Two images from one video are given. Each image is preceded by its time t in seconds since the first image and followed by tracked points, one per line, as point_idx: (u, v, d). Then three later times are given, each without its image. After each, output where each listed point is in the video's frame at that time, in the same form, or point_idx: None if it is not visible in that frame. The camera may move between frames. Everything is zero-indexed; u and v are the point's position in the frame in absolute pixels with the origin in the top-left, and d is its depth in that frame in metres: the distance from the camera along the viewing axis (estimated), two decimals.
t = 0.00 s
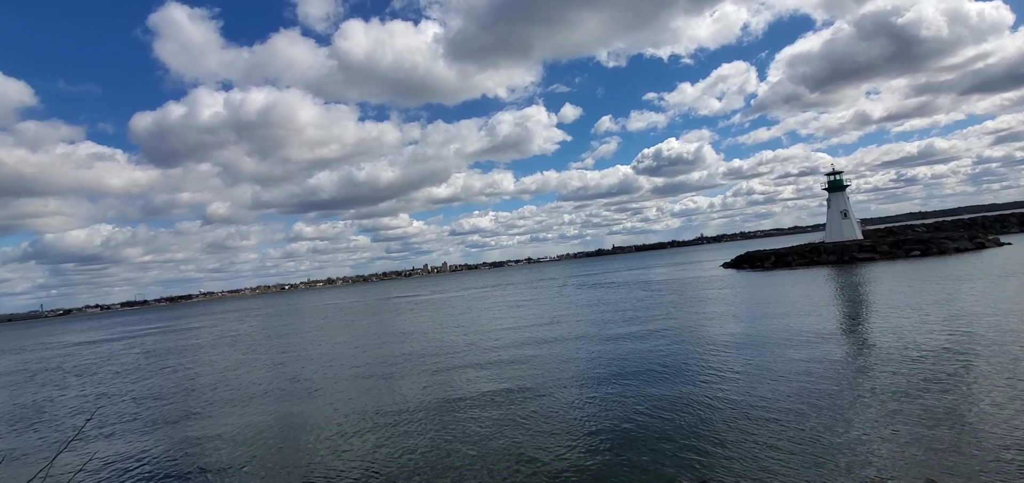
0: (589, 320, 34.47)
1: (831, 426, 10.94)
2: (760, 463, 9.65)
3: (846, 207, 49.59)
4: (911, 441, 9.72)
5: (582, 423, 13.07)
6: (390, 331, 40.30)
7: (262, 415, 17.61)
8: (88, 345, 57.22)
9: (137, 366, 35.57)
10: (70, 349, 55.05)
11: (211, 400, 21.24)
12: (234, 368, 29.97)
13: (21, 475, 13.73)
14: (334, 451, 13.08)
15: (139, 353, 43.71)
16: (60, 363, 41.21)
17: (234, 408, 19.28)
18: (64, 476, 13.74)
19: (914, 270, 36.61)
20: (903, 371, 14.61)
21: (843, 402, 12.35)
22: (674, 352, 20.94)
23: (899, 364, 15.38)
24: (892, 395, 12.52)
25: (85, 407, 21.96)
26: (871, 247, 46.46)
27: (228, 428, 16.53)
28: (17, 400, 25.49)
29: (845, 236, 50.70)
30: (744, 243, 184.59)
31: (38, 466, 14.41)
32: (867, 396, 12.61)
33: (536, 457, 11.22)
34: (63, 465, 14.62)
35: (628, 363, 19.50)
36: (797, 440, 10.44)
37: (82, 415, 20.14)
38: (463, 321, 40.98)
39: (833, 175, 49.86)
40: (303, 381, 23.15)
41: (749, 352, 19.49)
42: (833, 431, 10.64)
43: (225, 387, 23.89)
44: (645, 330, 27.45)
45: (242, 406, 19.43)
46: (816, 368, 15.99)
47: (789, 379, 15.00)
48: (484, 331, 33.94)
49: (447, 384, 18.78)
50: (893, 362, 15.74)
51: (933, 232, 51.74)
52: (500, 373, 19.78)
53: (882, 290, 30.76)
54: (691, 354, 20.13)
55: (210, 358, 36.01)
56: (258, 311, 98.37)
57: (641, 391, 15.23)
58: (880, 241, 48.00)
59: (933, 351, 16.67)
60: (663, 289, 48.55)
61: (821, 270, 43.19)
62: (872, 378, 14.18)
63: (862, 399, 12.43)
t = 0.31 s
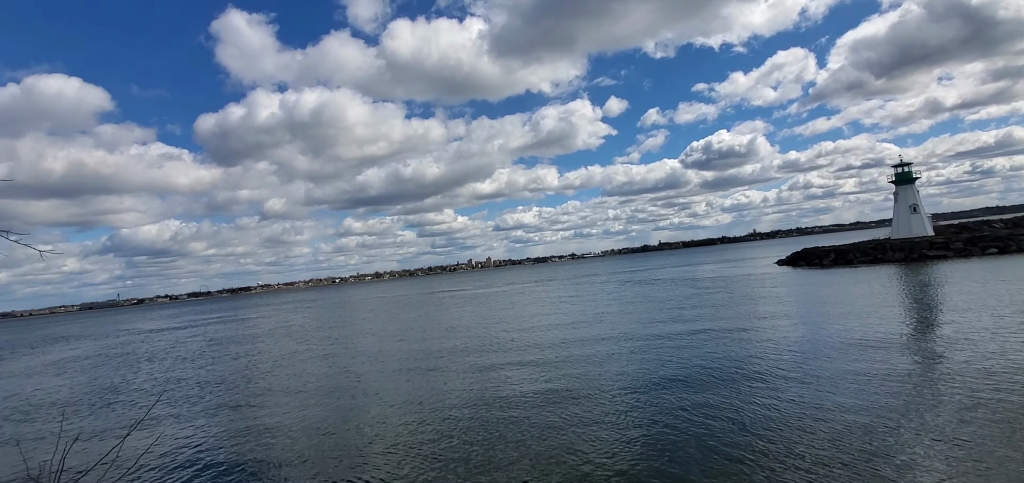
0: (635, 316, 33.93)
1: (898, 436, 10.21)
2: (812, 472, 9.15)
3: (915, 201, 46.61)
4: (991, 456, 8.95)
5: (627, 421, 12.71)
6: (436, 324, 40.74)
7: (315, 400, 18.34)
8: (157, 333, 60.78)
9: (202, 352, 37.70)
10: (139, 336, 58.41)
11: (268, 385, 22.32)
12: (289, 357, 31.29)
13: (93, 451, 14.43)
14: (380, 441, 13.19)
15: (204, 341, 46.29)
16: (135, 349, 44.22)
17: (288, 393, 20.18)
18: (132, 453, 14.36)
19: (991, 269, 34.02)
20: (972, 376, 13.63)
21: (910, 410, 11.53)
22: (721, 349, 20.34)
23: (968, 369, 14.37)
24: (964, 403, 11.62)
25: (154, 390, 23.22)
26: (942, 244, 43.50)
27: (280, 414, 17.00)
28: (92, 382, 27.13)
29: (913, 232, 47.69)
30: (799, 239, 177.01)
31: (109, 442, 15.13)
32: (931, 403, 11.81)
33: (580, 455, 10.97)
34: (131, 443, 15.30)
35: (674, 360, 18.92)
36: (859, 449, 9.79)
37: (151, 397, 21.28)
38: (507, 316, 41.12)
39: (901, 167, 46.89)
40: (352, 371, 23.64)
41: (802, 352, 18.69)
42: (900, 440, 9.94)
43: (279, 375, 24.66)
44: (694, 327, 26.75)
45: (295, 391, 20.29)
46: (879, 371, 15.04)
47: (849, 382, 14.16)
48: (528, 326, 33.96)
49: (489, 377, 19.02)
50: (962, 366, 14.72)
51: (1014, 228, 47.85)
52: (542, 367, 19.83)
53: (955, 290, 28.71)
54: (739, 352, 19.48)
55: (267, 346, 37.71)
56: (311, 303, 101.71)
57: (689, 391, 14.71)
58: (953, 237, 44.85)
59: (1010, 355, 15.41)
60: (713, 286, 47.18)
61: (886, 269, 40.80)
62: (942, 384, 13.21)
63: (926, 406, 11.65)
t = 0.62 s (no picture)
0: (672, 314, 33.36)
1: (954, 448, 9.66)
2: None
3: (973, 196, 44.22)
4: None
5: (663, 422, 12.50)
6: (470, 320, 40.97)
7: (352, 393, 18.69)
8: (204, 325, 63.15)
9: (246, 344, 38.99)
10: (188, 328, 60.79)
11: (308, 376, 22.89)
12: (328, 350, 32.04)
13: (145, 436, 14.98)
14: (415, 434, 13.31)
15: (247, 333, 47.85)
16: (183, 340, 46.09)
17: (326, 385, 20.63)
18: (180, 439, 14.86)
19: None
20: None
21: (964, 418, 10.98)
22: (762, 350, 19.74)
23: None
24: None
25: (202, 379, 24.14)
26: (1002, 242, 41.15)
27: (319, 405, 17.38)
28: (145, 371, 28.36)
29: (970, 229, 45.30)
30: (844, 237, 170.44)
31: (159, 428, 15.68)
32: (991, 413, 11.14)
33: (614, 455, 10.83)
34: (179, 429, 15.83)
35: (710, 360, 18.55)
36: (911, 460, 9.35)
37: (198, 386, 22.13)
38: (541, 313, 41.07)
39: (957, 160, 44.54)
40: (388, 365, 24.02)
41: (849, 354, 17.95)
42: (957, 453, 9.39)
43: (319, 367, 25.24)
44: (733, 326, 26.08)
45: (333, 384, 20.72)
46: (929, 375, 14.37)
47: (896, 386, 13.57)
48: (563, 323, 33.83)
49: (523, 374, 18.98)
50: None
51: None
52: (576, 365, 19.67)
53: (1018, 290, 27.11)
54: (782, 353, 18.83)
55: (308, 340, 38.73)
56: (349, 298, 103.86)
57: (725, 392, 14.38)
58: (1015, 234, 42.36)
59: None
60: (753, 284, 45.94)
61: (940, 268, 38.90)
62: (999, 390, 12.52)
63: (985, 416, 11.00)
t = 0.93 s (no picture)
0: (696, 315, 32.95)
1: (983, 458, 9.41)
2: None
3: (1013, 195, 42.63)
4: None
5: (684, 425, 12.36)
6: (492, 319, 41.10)
7: (375, 389, 18.99)
8: (233, 322, 64.67)
9: (273, 340, 39.83)
10: (217, 324, 62.30)
11: (333, 372, 23.33)
12: (352, 347, 32.52)
13: (174, 429, 15.35)
14: (434, 431, 13.43)
15: (274, 330, 48.84)
16: (213, 336, 47.28)
17: (350, 381, 20.98)
18: (207, 432, 15.19)
19: None
20: None
21: (999, 427, 10.64)
22: (788, 353, 19.37)
23: None
24: None
25: (231, 373, 24.80)
26: None
27: (341, 401, 17.65)
28: (177, 366, 29.21)
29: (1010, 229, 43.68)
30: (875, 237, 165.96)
31: (188, 422, 16.07)
32: None
33: (633, 458, 10.77)
34: (207, 423, 16.20)
35: (732, 362, 18.36)
36: (942, 472, 9.06)
37: (227, 380, 22.74)
38: (564, 312, 41.02)
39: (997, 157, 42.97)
40: (410, 362, 24.30)
41: (879, 358, 17.50)
42: (986, 464, 9.15)
43: (342, 364, 25.63)
44: (759, 328, 25.66)
45: (357, 380, 21.07)
46: (960, 380, 13.97)
47: (925, 391, 13.25)
48: (585, 323, 33.75)
49: (543, 373, 19.00)
50: None
51: None
52: (597, 365, 19.63)
53: None
54: (808, 357, 18.46)
55: (333, 336, 39.39)
56: (372, 297, 105.16)
57: (747, 395, 14.23)
58: None
59: None
60: (780, 285, 45.09)
61: (977, 269, 37.62)
62: None
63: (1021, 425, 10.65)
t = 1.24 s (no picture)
0: (710, 314, 32.75)
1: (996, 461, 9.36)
2: None
3: None
4: None
5: (695, 426, 12.30)
6: (504, 318, 41.16)
7: (388, 385, 19.19)
8: (248, 318, 65.47)
9: (288, 336, 40.31)
10: (234, 320, 63.25)
11: (346, 368, 23.57)
12: (366, 343, 32.85)
13: (190, 422, 15.60)
14: (445, 429, 13.50)
15: (289, 326, 49.42)
16: (229, 331, 47.95)
17: (363, 377, 21.17)
18: (223, 425, 15.41)
19: None
20: None
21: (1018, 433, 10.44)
22: (803, 354, 19.23)
23: None
24: None
25: (248, 368, 25.22)
26: None
27: (353, 396, 17.82)
28: (194, 360, 29.69)
29: None
30: (894, 238, 163.09)
31: (204, 415, 16.31)
32: None
33: (642, 456, 10.82)
34: (222, 416, 16.43)
35: (744, 363, 18.19)
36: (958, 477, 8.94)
37: (244, 374, 23.10)
38: (576, 311, 40.97)
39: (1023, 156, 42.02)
40: (423, 359, 24.50)
41: (897, 360, 17.31)
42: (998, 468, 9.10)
43: (355, 360, 25.86)
44: (775, 328, 25.43)
45: (371, 375, 21.32)
46: (978, 383, 13.80)
47: (942, 396, 13.04)
48: (598, 321, 33.74)
49: (555, 371, 19.04)
50: None
51: None
52: (611, 364, 19.62)
53: None
54: (822, 358, 18.30)
55: (347, 333, 39.76)
56: (386, 294, 106.07)
57: (760, 397, 14.09)
58: None
59: None
60: (797, 285, 44.58)
61: (1001, 270, 36.86)
62: None
63: None
